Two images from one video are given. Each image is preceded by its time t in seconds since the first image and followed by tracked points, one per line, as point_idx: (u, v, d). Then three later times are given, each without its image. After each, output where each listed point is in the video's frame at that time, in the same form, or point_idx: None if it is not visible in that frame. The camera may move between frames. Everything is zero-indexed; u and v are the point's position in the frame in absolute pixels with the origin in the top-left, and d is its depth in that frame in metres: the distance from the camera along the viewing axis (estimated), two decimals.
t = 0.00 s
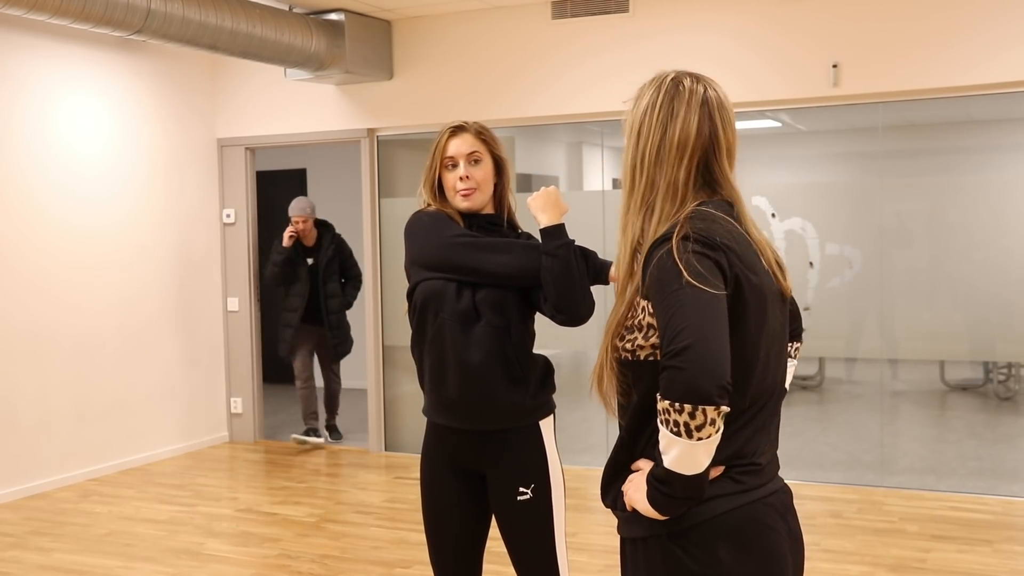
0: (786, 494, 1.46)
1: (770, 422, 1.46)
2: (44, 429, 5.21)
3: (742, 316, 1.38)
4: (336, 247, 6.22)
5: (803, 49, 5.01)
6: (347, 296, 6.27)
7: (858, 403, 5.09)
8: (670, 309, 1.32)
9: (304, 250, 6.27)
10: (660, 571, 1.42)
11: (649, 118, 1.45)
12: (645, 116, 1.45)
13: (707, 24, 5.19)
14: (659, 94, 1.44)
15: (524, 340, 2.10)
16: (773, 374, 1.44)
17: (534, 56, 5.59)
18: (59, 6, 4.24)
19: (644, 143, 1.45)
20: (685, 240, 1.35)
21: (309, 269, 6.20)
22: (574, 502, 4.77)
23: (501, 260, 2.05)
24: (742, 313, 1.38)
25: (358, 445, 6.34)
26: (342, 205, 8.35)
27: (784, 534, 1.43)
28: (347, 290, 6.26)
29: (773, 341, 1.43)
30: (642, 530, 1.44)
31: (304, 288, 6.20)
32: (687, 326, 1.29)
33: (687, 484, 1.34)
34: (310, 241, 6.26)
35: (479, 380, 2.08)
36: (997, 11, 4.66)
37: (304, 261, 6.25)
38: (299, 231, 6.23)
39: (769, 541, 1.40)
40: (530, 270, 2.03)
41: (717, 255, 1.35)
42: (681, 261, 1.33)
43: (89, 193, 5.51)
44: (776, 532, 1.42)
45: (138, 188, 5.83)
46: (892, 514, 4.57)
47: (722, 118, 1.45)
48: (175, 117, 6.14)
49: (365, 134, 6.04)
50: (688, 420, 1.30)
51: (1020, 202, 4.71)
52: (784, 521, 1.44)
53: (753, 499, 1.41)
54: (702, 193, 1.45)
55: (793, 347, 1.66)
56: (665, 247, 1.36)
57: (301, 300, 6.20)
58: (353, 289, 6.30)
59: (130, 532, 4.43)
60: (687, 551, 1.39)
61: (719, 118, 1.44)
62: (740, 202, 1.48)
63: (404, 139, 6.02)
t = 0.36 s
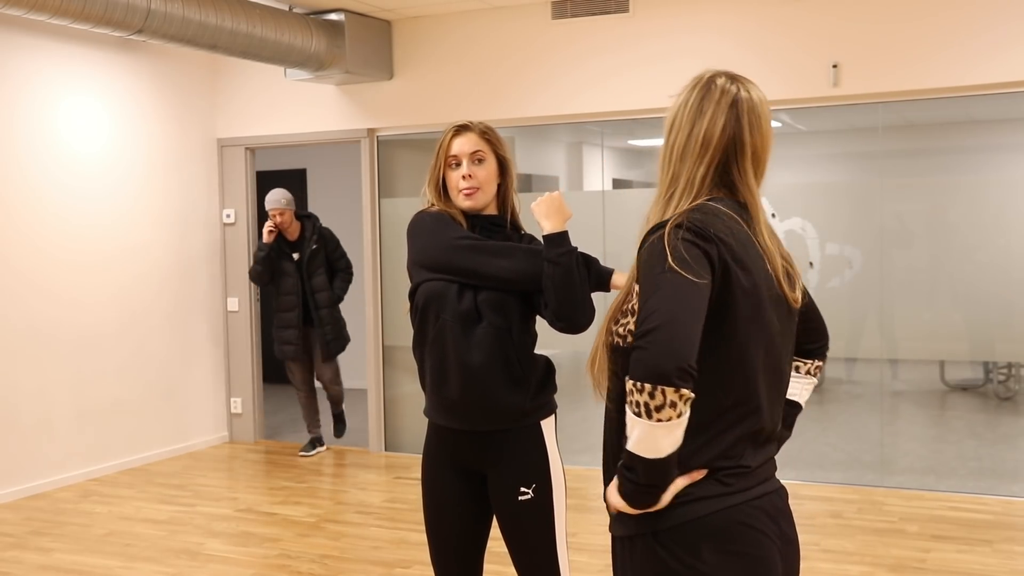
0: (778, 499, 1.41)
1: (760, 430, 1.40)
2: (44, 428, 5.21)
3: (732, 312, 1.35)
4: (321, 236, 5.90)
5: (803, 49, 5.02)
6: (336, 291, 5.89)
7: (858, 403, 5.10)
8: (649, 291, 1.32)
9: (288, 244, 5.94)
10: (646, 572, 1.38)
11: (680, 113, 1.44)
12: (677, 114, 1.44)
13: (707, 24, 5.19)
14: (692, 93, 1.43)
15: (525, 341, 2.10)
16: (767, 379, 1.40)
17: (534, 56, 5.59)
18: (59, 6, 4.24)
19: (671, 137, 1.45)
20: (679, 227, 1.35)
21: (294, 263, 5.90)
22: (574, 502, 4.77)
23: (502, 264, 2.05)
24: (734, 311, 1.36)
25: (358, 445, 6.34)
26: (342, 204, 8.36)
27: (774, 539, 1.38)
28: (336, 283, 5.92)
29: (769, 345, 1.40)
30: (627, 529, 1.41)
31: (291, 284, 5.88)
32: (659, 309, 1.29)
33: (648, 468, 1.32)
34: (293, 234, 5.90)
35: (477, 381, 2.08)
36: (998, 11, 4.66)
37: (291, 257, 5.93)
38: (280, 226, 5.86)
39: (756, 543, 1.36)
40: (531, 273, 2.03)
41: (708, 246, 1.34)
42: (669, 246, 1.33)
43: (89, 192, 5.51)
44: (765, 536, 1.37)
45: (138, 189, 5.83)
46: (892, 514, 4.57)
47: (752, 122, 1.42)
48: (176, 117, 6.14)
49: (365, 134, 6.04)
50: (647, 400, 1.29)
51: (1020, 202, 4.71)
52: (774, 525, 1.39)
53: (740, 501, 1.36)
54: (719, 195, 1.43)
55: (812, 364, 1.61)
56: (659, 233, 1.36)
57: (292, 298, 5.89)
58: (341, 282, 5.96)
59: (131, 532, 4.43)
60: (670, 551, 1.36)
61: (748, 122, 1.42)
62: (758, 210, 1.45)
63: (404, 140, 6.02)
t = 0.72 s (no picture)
0: (780, 500, 1.40)
1: (759, 432, 1.37)
2: (43, 428, 5.21)
3: (720, 312, 1.33)
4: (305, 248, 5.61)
5: (802, 49, 5.02)
6: (315, 307, 5.62)
7: (858, 403, 5.10)
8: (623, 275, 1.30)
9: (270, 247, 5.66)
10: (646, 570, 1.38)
11: (707, 114, 1.42)
12: (704, 114, 1.42)
13: (706, 25, 5.19)
14: (721, 95, 1.40)
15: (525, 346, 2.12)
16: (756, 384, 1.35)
17: (534, 56, 5.59)
18: (59, 6, 4.24)
19: (696, 136, 1.43)
20: (675, 221, 1.34)
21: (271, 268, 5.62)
22: (574, 502, 4.77)
23: (497, 280, 2.09)
24: (720, 310, 1.33)
25: (358, 445, 6.34)
26: (342, 204, 8.36)
27: (774, 540, 1.36)
28: (315, 299, 5.64)
29: (760, 349, 1.35)
30: (628, 524, 1.40)
31: (261, 290, 5.62)
32: (622, 290, 1.27)
33: (591, 448, 1.32)
34: (279, 236, 5.61)
35: (474, 381, 2.08)
36: (998, 12, 4.66)
37: (270, 262, 5.65)
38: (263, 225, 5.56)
39: (753, 543, 1.34)
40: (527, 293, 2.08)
41: (695, 241, 1.31)
42: (655, 237, 1.31)
43: (89, 192, 5.51)
44: (764, 536, 1.35)
45: (138, 189, 5.83)
46: (892, 514, 4.57)
47: (779, 128, 1.40)
48: (175, 117, 6.14)
49: (365, 134, 6.04)
50: (583, 378, 1.30)
51: (1020, 202, 4.71)
52: (775, 525, 1.38)
53: (738, 500, 1.35)
54: (740, 197, 1.40)
55: (835, 380, 1.58)
56: (656, 225, 1.35)
57: (263, 303, 5.61)
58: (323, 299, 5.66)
59: (131, 532, 4.43)
60: (669, 548, 1.35)
61: (776, 127, 1.40)
62: (779, 216, 1.42)
63: (404, 140, 6.01)
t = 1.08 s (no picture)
0: (791, 499, 1.39)
1: (770, 432, 1.38)
2: (44, 429, 5.21)
3: (730, 318, 1.32)
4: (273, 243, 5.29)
5: (803, 49, 5.02)
6: (277, 305, 5.27)
7: (858, 403, 5.10)
8: (633, 292, 1.29)
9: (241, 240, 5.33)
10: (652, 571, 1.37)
11: (691, 117, 1.40)
12: (689, 114, 1.40)
13: (707, 25, 5.19)
14: (706, 95, 1.39)
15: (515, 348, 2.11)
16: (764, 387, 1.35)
17: (534, 56, 5.59)
18: (59, 6, 4.23)
19: (683, 142, 1.41)
20: (678, 231, 1.33)
21: (237, 263, 5.27)
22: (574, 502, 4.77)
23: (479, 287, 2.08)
24: (729, 317, 1.32)
25: (358, 445, 6.34)
26: (342, 204, 8.35)
27: (785, 539, 1.36)
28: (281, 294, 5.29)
29: (767, 352, 1.35)
30: (638, 525, 1.40)
31: (226, 287, 5.28)
32: (636, 309, 1.26)
33: (611, 465, 1.32)
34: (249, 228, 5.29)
35: (473, 381, 2.09)
36: (998, 12, 4.66)
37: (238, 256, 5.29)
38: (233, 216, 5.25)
39: (765, 543, 1.33)
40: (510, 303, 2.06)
41: (703, 250, 1.31)
42: (661, 249, 1.30)
43: (90, 192, 5.50)
44: (774, 536, 1.34)
45: (137, 189, 5.82)
46: (892, 514, 4.57)
47: (767, 125, 1.41)
48: (175, 117, 6.14)
49: (365, 135, 6.04)
50: (605, 398, 1.28)
51: (1020, 202, 4.71)
52: (786, 524, 1.37)
53: (749, 500, 1.34)
54: (738, 199, 1.40)
55: (838, 371, 1.58)
56: (658, 237, 1.34)
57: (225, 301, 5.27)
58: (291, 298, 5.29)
59: (131, 532, 4.43)
60: (678, 548, 1.35)
61: (764, 124, 1.40)
62: (776, 214, 1.43)
63: (404, 140, 6.01)
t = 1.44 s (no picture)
0: (791, 500, 1.38)
1: (767, 432, 1.37)
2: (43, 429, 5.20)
3: (720, 326, 1.30)
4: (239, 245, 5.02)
5: (803, 49, 5.02)
6: (249, 305, 5.02)
7: (858, 404, 5.10)
8: (621, 314, 1.27)
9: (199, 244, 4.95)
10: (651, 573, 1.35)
11: (653, 126, 1.37)
12: (651, 124, 1.37)
13: (707, 24, 5.19)
14: (667, 100, 1.35)
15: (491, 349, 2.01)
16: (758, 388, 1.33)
17: (534, 56, 5.59)
18: (59, 7, 4.23)
19: (648, 152, 1.38)
20: (660, 246, 1.30)
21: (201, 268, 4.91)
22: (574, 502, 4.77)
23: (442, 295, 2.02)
24: (719, 325, 1.30)
25: (358, 444, 6.34)
26: (342, 204, 8.35)
27: (783, 539, 1.34)
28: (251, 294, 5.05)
29: (761, 354, 1.33)
30: (636, 528, 1.38)
31: (190, 295, 4.89)
32: (627, 333, 1.24)
33: (608, 484, 1.32)
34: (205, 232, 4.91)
35: (459, 382, 2.04)
36: (998, 12, 4.67)
37: (199, 260, 4.93)
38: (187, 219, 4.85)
39: (764, 544, 1.32)
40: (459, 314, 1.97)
41: (688, 263, 1.28)
42: (646, 267, 1.28)
43: (90, 191, 5.50)
44: (774, 537, 1.33)
45: (138, 189, 5.82)
46: (892, 514, 4.57)
47: (731, 125, 1.38)
48: (176, 117, 6.14)
49: (365, 134, 6.05)
50: (605, 426, 1.27)
51: (1019, 202, 4.71)
52: (785, 524, 1.35)
53: (748, 502, 1.32)
54: (713, 203, 1.37)
55: (831, 354, 1.57)
56: (640, 253, 1.32)
57: (192, 310, 4.90)
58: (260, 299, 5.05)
59: (131, 532, 4.43)
60: (676, 550, 1.33)
61: (728, 126, 1.37)
62: (751, 214, 1.40)
63: (404, 140, 6.02)
